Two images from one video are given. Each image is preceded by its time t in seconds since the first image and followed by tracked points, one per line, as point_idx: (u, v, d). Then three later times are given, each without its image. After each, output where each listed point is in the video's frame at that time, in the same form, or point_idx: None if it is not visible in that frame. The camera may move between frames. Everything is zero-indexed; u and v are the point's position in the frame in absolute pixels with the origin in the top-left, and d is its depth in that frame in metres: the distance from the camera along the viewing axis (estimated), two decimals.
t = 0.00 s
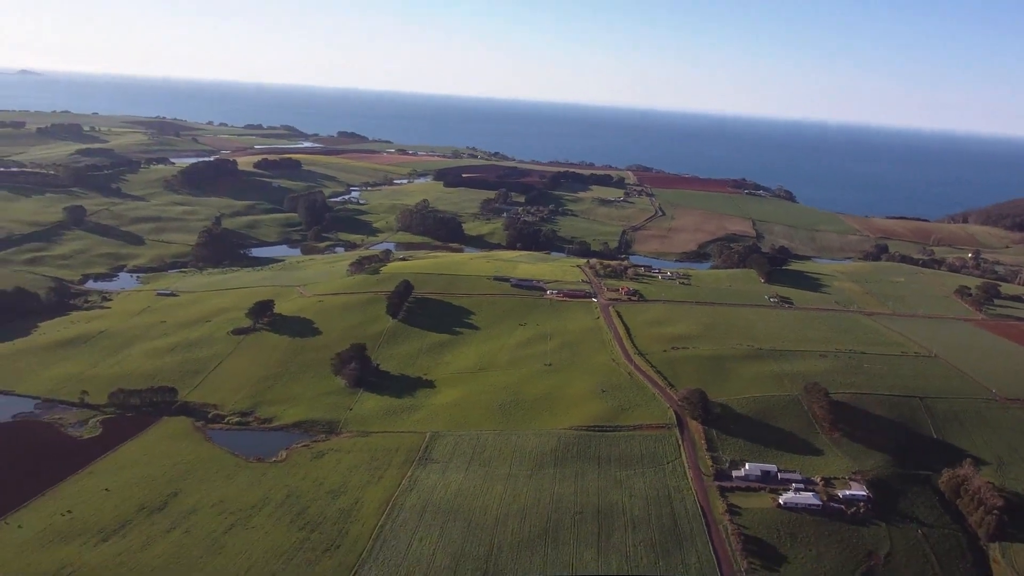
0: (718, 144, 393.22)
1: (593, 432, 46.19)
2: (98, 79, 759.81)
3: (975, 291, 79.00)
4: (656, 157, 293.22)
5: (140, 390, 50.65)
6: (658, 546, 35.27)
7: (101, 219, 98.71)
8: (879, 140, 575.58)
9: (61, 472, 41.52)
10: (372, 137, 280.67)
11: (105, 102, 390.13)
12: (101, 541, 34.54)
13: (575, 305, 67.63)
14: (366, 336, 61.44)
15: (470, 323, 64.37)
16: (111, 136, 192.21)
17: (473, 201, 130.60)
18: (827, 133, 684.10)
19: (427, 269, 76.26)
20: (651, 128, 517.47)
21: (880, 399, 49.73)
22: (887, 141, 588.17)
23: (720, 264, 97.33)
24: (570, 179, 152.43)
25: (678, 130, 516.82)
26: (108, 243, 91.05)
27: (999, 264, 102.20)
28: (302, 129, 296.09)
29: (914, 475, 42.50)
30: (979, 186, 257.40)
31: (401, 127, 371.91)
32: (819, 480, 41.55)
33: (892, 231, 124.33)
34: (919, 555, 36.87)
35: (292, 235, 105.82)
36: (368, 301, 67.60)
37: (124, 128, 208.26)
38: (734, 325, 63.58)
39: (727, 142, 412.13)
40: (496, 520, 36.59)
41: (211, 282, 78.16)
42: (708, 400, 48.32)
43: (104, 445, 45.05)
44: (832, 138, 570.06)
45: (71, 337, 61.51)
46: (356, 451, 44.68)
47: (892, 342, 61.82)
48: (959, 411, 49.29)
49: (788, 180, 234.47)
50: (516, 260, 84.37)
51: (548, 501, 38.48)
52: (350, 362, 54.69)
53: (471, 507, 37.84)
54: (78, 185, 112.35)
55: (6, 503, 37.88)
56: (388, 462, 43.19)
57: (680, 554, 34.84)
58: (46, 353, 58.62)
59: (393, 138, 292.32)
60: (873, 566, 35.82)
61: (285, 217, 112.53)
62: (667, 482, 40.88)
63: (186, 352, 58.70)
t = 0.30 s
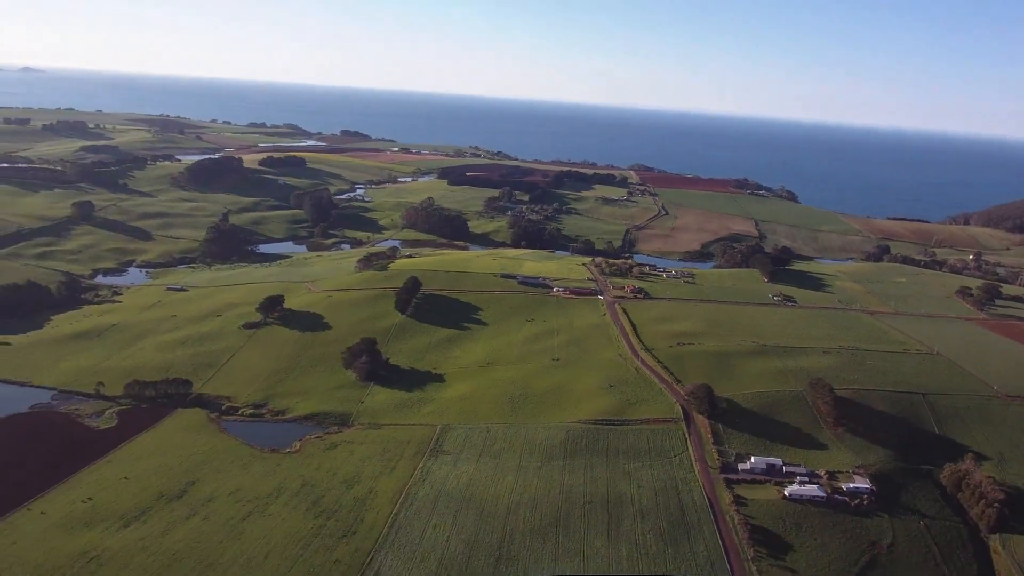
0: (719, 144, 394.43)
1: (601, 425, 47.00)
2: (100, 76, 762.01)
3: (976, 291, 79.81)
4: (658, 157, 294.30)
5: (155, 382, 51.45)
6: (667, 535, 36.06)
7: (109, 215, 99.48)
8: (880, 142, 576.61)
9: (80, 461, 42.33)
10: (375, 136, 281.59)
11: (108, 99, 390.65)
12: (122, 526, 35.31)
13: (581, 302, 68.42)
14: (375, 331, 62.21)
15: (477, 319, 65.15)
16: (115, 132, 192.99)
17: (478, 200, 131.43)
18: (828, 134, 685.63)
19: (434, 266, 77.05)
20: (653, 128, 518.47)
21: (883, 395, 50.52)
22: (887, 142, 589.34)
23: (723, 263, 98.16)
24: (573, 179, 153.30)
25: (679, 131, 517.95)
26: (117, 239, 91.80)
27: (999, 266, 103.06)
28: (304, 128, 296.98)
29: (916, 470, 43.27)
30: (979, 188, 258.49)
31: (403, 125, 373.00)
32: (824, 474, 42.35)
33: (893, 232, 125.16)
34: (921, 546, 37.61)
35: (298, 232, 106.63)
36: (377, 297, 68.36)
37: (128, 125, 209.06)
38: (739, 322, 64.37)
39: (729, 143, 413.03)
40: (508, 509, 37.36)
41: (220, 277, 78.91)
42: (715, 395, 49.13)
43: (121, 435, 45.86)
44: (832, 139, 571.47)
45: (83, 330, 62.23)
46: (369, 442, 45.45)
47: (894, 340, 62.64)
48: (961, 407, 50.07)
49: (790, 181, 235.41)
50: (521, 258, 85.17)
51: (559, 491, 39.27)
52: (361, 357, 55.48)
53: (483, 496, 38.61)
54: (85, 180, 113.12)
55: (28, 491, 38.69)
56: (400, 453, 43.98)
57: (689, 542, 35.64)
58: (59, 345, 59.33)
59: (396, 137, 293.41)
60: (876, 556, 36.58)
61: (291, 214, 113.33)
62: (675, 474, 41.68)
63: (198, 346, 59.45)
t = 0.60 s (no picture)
0: (723, 140, 393.96)
1: (610, 415, 47.87)
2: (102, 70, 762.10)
3: (980, 287, 80.37)
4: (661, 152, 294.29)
5: (170, 371, 52.32)
6: (676, 521, 36.97)
7: (119, 207, 100.36)
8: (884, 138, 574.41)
9: (101, 447, 43.20)
10: (379, 130, 281.71)
11: (111, 92, 390.68)
12: (146, 508, 36.13)
13: (589, 295, 69.18)
14: (386, 323, 63.06)
15: (486, 312, 65.96)
16: (121, 126, 193.62)
17: (483, 194, 132.11)
18: (832, 130, 683.45)
19: (443, 259, 77.86)
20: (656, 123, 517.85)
21: (888, 387, 51.27)
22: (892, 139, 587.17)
23: (728, 258, 98.76)
24: (578, 174, 153.84)
25: (683, 126, 517.33)
26: (127, 231, 92.64)
27: (1003, 261, 103.52)
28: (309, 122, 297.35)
29: (920, 460, 44.11)
30: (983, 184, 258.37)
31: (407, 120, 373.10)
32: (829, 463, 43.22)
33: (896, 228, 125.59)
34: (925, 534, 38.41)
35: (306, 225, 107.43)
36: (387, 290, 69.18)
37: (133, 119, 209.77)
38: (746, 316, 65.10)
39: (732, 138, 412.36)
40: (521, 495, 38.34)
41: (231, 269, 79.79)
42: (722, 386, 49.96)
43: (140, 422, 46.72)
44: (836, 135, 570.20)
45: (98, 320, 63.11)
46: (383, 431, 46.35)
47: (899, 334, 63.34)
48: (964, 399, 50.81)
49: (794, 177, 235.56)
50: (528, 252, 85.90)
51: (570, 479, 40.23)
52: (372, 347, 56.37)
53: (496, 483, 39.58)
54: (94, 173, 113.94)
55: (53, 475, 39.57)
56: (414, 440, 44.92)
57: (698, 528, 36.55)
58: (75, 336, 60.19)
59: (400, 131, 293.68)
60: (882, 543, 37.36)
61: (299, 208, 114.13)
62: (683, 463, 42.57)
63: (211, 336, 60.31)
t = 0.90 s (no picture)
0: (727, 136, 393.61)
1: (621, 406, 48.71)
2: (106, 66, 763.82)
3: (986, 282, 80.83)
4: (666, 149, 294.40)
5: (189, 363, 53.27)
6: (690, 508, 37.80)
7: (131, 203, 101.44)
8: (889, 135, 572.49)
9: (125, 436, 44.13)
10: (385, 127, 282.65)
11: (117, 90, 392.45)
12: (171, 495, 36.50)
13: (598, 289, 69.95)
14: (399, 317, 63.99)
15: (497, 306, 66.80)
16: (130, 122, 194.78)
17: (491, 191, 132.89)
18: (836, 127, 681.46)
19: (453, 255, 78.75)
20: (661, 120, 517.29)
21: (895, 379, 52.00)
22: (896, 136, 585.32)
23: (734, 254, 99.38)
24: (585, 170, 154.46)
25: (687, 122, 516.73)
26: (140, 226, 93.69)
27: (1009, 257, 103.83)
28: (315, 119, 298.33)
29: (927, 451, 44.82)
30: (988, 181, 257.88)
31: (412, 117, 373.76)
32: (838, 453, 44.00)
33: (902, 225, 125.92)
34: (933, 521, 39.14)
35: (316, 221, 108.42)
36: (399, 284, 70.04)
37: (142, 115, 210.96)
38: (754, 310, 65.83)
39: (737, 135, 411.78)
40: (536, 484, 39.20)
41: (244, 264, 80.79)
42: (732, 378, 50.76)
43: (161, 412, 47.66)
44: (840, 132, 568.43)
45: (115, 314, 64.04)
46: (399, 421, 47.27)
47: (906, 328, 63.98)
48: (970, 392, 51.46)
49: (799, 173, 235.56)
50: (537, 247, 86.64)
51: (584, 468, 41.05)
52: (387, 340, 57.28)
53: (512, 472, 40.41)
54: (106, 169, 114.97)
55: (80, 463, 40.47)
56: (430, 431, 45.81)
57: (711, 515, 37.38)
58: (93, 328, 61.15)
59: (405, 128, 294.45)
60: (891, 530, 38.09)
61: (308, 204, 115.15)
62: (695, 452, 43.39)
63: (227, 329, 61.28)
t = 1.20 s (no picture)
0: (730, 132, 393.47)
1: (631, 397, 49.55)
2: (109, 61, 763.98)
3: (989, 277, 81.46)
4: (670, 145, 294.52)
5: (204, 354, 54.13)
6: (700, 495, 38.65)
7: (141, 197, 102.28)
8: (893, 131, 570.83)
9: (144, 425, 44.93)
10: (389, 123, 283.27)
11: (121, 85, 392.66)
12: (194, 480, 37.43)
13: (606, 283, 70.70)
14: (409, 310, 64.83)
15: (506, 299, 67.64)
16: (136, 117, 195.41)
17: (496, 186, 133.58)
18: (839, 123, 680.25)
19: (462, 249, 79.55)
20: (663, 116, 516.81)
21: (900, 372, 52.74)
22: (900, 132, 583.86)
23: (739, 249, 100.06)
24: (590, 165, 155.04)
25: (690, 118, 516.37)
26: (150, 221, 94.55)
27: (1012, 253, 104.38)
28: (319, 114, 298.89)
29: (931, 441, 45.58)
30: (992, 178, 257.89)
31: (415, 112, 374.07)
32: (844, 443, 44.79)
33: (906, 220, 126.38)
34: (938, 509, 39.92)
35: (324, 216, 109.28)
36: (408, 278, 70.89)
37: (147, 111, 211.66)
38: (760, 303, 66.58)
39: (740, 131, 411.26)
40: (549, 471, 40.07)
41: (254, 258, 81.64)
42: (739, 370, 51.55)
43: (178, 402, 48.44)
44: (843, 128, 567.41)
45: (130, 306, 64.83)
46: (412, 411, 48.15)
47: (910, 322, 64.69)
48: (974, 384, 52.19)
49: (802, 170, 235.95)
50: (544, 242, 87.39)
51: (595, 456, 41.94)
52: (398, 333, 58.14)
53: (525, 460, 41.30)
54: (114, 164, 115.65)
55: (103, 450, 41.30)
56: (443, 420, 46.68)
57: (720, 501, 38.23)
58: (109, 321, 62.00)
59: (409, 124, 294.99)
60: (896, 517, 38.89)
61: (316, 198, 115.96)
62: (704, 442, 44.24)
63: (241, 321, 62.12)
